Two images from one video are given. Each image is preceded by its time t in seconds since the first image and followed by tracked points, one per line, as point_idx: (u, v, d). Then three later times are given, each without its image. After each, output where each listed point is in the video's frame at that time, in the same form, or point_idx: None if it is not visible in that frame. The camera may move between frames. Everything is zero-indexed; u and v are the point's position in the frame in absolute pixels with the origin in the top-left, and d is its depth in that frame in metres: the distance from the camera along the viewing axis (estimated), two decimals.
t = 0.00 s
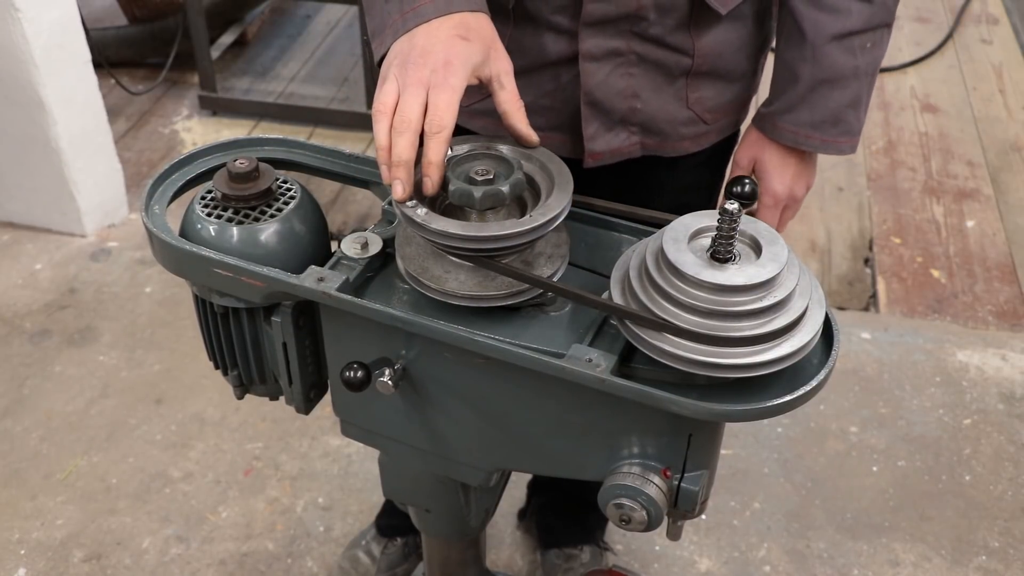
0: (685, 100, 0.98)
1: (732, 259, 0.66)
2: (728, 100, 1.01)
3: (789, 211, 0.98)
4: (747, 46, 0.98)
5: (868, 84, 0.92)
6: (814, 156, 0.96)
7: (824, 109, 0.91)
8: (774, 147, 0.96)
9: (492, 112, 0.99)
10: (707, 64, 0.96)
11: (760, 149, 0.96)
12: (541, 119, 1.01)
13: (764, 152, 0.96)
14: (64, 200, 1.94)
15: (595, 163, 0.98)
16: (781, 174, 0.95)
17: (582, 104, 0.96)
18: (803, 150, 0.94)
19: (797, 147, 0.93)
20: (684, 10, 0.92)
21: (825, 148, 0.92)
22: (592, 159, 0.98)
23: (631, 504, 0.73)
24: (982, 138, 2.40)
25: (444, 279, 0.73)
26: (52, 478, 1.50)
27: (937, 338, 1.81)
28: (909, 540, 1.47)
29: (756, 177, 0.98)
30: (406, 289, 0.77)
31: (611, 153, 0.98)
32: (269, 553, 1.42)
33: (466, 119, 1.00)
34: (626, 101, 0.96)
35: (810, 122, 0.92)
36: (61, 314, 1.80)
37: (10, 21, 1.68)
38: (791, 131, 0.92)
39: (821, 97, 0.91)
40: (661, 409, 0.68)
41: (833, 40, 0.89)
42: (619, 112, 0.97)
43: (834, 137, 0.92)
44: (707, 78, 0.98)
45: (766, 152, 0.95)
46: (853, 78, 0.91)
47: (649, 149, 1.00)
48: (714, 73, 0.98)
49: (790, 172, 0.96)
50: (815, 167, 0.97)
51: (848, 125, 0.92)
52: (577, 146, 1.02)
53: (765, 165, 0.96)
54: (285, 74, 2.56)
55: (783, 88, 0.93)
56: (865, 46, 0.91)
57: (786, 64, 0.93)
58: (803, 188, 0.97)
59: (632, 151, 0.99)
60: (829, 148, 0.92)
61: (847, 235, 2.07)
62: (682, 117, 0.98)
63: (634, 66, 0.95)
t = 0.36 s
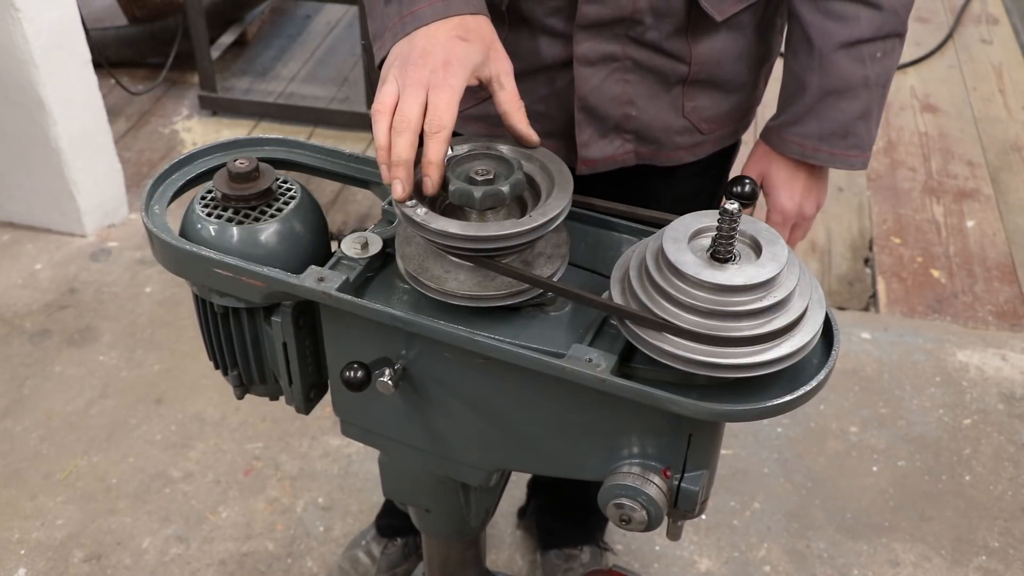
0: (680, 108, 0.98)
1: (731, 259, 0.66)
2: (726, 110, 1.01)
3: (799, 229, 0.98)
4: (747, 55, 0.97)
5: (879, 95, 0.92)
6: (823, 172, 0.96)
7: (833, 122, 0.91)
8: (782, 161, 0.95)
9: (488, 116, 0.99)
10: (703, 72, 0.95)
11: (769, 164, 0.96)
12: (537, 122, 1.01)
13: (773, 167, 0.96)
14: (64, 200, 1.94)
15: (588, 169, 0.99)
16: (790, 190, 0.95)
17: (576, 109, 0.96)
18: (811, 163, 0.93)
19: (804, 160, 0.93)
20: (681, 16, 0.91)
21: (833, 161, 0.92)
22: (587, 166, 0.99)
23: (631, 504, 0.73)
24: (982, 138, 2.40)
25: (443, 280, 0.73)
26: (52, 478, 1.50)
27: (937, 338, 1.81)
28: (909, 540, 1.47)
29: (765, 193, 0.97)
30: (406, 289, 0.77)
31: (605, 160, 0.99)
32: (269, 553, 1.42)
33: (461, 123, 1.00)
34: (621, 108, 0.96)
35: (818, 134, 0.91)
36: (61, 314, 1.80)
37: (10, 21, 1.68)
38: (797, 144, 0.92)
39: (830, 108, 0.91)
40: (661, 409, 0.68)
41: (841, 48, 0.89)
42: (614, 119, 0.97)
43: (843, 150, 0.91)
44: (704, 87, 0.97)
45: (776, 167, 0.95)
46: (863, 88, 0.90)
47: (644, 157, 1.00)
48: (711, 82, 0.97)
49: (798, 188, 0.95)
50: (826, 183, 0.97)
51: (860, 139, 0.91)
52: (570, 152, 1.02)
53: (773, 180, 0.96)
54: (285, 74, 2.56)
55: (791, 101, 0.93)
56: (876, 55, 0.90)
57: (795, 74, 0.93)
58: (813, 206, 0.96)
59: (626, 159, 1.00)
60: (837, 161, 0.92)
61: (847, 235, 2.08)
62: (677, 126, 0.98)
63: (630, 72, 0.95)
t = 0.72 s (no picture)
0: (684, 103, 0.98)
1: (731, 259, 0.66)
2: (728, 103, 1.01)
3: (789, 212, 0.98)
4: (748, 49, 0.97)
5: (871, 85, 0.92)
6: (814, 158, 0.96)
7: (825, 111, 0.91)
8: (773, 146, 0.96)
9: (490, 114, 0.99)
10: (707, 67, 0.96)
11: (761, 149, 0.96)
12: (540, 120, 1.01)
13: (764, 152, 0.96)
14: (64, 200, 1.94)
15: (593, 165, 0.99)
16: (781, 174, 0.95)
17: (581, 106, 0.96)
18: (802, 150, 0.94)
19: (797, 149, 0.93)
20: (683, 13, 0.91)
21: (825, 149, 0.92)
22: (592, 162, 0.98)
23: (631, 504, 0.73)
24: (983, 138, 2.40)
25: (444, 279, 0.73)
26: (52, 478, 1.50)
27: (937, 339, 1.81)
28: (909, 540, 1.47)
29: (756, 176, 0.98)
30: (406, 289, 0.77)
31: (610, 155, 0.98)
32: (269, 553, 1.42)
33: (463, 122, 1.00)
34: (625, 104, 0.96)
35: (811, 123, 0.92)
36: (61, 314, 1.80)
37: (10, 21, 1.68)
38: (791, 132, 0.92)
39: (823, 98, 0.91)
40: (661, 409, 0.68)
41: (835, 41, 0.89)
42: (618, 115, 0.97)
43: (835, 139, 0.92)
44: (707, 81, 0.97)
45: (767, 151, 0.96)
46: (855, 79, 0.90)
47: (649, 151, 1.00)
48: (715, 75, 0.97)
49: (789, 173, 0.96)
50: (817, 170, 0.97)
51: (851, 127, 0.92)
52: (575, 148, 1.02)
53: (764, 163, 0.96)
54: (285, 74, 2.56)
55: (783, 90, 0.93)
56: (867, 47, 0.91)
57: (788, 66, 0.93)
58: (804, 190, 0.96)
59: (631, 154, 1.00)
60: (829, 149, 0.92)
61: (847, 235, 2.08)
62: (682, 120, 0.98)
63: (633, 68, 0.95)
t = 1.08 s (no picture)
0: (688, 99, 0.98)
1: (731, 259, 0.66)
2: (731, 98, 1.01)
3: (800, 208, 0.98)
4: (750, 44, 0.97)
5: (876, 80, 0.92)
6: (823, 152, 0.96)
7: (831, 107, 0.91)
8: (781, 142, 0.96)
9: (493, 113, 0.99)
10: (710, 63, 0.96)
11: (770, 146, 0.96)
12: (543, 119, 1.01)
13: (773, 148, 0.96)
14: (64, 200, 1.94)
15: (598, 161, 0.99)
16: (791, 170, 0.96)
17: (585, 104, 0.96)
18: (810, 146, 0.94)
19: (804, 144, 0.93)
20: (686, 10, 0.91)
21: (832, 144, 0.92)
22: (596, 159, 0.98)
23: (631, 504, 0.73)
24: (983, 138, 2.40)
25: (444, 279, 0.73)
26: (52, 478, 1.50)
27: (937, 339, 1.81)
28: (909, 540, 1.47)
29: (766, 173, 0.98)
30: (406, 289, 0.77)
31: (614, 152, 0.98)
32: (269, 553, 1.42)
33: (468, 120, 1.00)
34: (629, 100, 0.96)
35: (818, 119, 0.91)
36: (62, 314, 1.80)
37: (10, 21, 1.68)
38: (798, 128, 0.92)
39: (829, 94, 0.91)
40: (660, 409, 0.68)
41: (841, 35, 0.89)
42: (622, 111, 0.97)
43: (842, 134, 0.92)
44: (710, 77, 0.97)
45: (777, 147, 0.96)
46: (861, 74, 0.90)
47: (653, 147, 1.00)
48: (718, 71, 0.97)
49: (799, 168, 0.96)
50: (825, 164, 0.98)
51: (857, 122, 0.92)
52: (581, 144, 1.02)
53: (774, 160, 0.96)
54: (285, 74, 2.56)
55: (791, 85, 0.93)
56: (873, 42, 0.90)
57: (795, 61, 0.93)
58: (814, 185, 0.97)
59: (636, 150, 1.00)
60: (835, 144, 0.92)
61: (847, 235, 2.08)
62: (686, 115, 0.98)
63: (637, 65, 0.95)
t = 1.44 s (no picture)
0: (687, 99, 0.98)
1: (732, 259, 0.66)
2: (730, 99, 1.01)
3: (788, 210, 0.98)
4: (748, 45, 0.97)
5: (867, 82, 0.92)
6: (812, 155, 0.96)
7: (822, 109, 0.91)
8: (770, 145, 0.96)
9: (492, 112, 0.99)
10: (709, 63, 0.95)
11: (759, 148, 0.96)
12: (541, 118, 1.01)
13: (762, 151, 0.96)
14: (64, 200, 1.94)
15: (596, 161, 0.99)
16: (779, 172, 0.95)
17: (584, 104, 0.96)
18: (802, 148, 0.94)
19: (794, 146, 0.93)
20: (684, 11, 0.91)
21: (823, 147, 0.92)
22: (594, 159, 0.98)
23: (631, 504, 0.73)
24: (983, 138, 2.40)
25: (444, 279, 0.73)
26: (52, 478, 1.50)
27: (937, 338, 1.81)
28: (909, 540, 1.47)
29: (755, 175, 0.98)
30: (406, 289, 0.77)
31: (612, 153, 0.98)
32: (269, 553, 1.42)
33: (466, 119, 1.00)
34: (627, 101, 0.96)
35: (808, 121, 0.92)
36: (61, 314, 1.80)
37: (10, 21, 1.68)
38: (789, 129, 0.92)
39: (820, 96, 0.91)
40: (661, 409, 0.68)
41: (833, 37, 0.89)
42: (621, 112, 0.97)
43: (832, 136, 0.92)
44: (709, 77, 0.97)
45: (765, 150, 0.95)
46: (852, 76, 0.90)
47: (652, 147, 1.00)
48: (717, 71, 0.97)
49: (788, 171, 0.95)
50: (814, 167, 0.97)
51: (847, 124, 0.92)
52: (579, 145, 1.02)
53: (762, 163, 0.96)
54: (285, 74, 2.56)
55: (781, 87, 0.93)
56: (864, 44, 0.90)
57: (785, 63, 0.93)
58: (802, 188, 0.96)
59: (634, 150, 1.00)
60: (826, 146, 0.92)
61: (847, 235, 2.08)
62: (684, 116, 0.98)
63: (635, 65, 0.95)
